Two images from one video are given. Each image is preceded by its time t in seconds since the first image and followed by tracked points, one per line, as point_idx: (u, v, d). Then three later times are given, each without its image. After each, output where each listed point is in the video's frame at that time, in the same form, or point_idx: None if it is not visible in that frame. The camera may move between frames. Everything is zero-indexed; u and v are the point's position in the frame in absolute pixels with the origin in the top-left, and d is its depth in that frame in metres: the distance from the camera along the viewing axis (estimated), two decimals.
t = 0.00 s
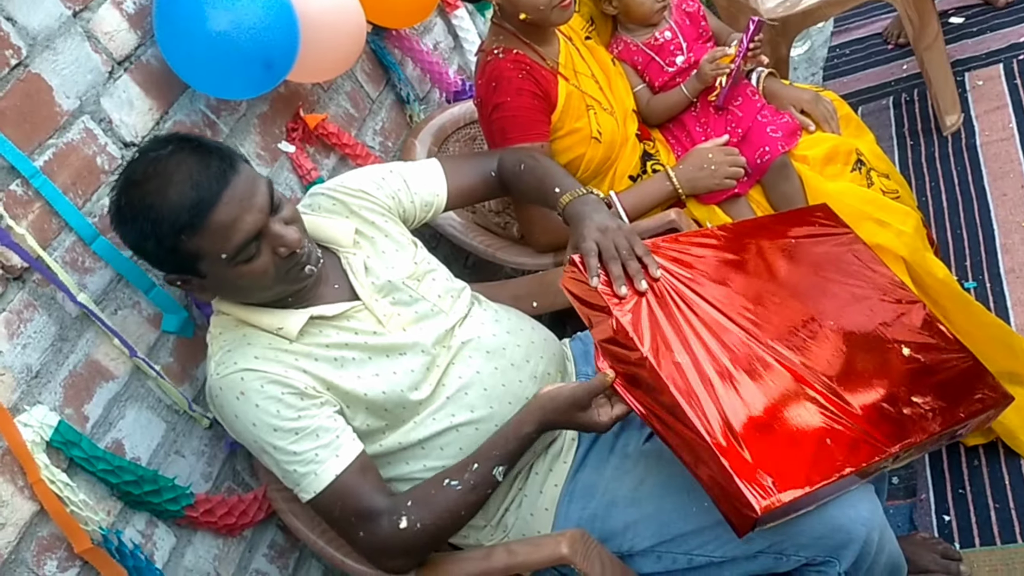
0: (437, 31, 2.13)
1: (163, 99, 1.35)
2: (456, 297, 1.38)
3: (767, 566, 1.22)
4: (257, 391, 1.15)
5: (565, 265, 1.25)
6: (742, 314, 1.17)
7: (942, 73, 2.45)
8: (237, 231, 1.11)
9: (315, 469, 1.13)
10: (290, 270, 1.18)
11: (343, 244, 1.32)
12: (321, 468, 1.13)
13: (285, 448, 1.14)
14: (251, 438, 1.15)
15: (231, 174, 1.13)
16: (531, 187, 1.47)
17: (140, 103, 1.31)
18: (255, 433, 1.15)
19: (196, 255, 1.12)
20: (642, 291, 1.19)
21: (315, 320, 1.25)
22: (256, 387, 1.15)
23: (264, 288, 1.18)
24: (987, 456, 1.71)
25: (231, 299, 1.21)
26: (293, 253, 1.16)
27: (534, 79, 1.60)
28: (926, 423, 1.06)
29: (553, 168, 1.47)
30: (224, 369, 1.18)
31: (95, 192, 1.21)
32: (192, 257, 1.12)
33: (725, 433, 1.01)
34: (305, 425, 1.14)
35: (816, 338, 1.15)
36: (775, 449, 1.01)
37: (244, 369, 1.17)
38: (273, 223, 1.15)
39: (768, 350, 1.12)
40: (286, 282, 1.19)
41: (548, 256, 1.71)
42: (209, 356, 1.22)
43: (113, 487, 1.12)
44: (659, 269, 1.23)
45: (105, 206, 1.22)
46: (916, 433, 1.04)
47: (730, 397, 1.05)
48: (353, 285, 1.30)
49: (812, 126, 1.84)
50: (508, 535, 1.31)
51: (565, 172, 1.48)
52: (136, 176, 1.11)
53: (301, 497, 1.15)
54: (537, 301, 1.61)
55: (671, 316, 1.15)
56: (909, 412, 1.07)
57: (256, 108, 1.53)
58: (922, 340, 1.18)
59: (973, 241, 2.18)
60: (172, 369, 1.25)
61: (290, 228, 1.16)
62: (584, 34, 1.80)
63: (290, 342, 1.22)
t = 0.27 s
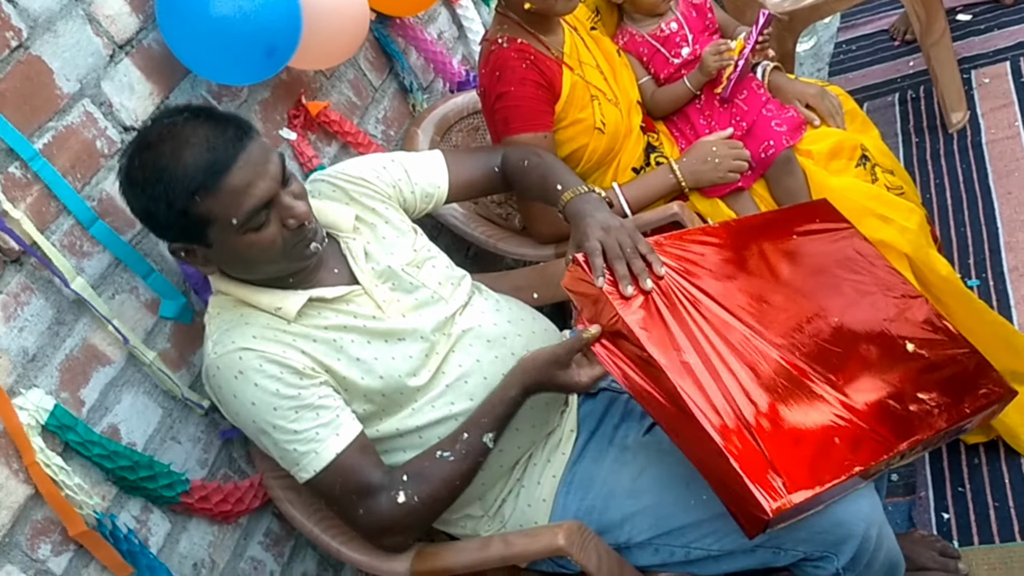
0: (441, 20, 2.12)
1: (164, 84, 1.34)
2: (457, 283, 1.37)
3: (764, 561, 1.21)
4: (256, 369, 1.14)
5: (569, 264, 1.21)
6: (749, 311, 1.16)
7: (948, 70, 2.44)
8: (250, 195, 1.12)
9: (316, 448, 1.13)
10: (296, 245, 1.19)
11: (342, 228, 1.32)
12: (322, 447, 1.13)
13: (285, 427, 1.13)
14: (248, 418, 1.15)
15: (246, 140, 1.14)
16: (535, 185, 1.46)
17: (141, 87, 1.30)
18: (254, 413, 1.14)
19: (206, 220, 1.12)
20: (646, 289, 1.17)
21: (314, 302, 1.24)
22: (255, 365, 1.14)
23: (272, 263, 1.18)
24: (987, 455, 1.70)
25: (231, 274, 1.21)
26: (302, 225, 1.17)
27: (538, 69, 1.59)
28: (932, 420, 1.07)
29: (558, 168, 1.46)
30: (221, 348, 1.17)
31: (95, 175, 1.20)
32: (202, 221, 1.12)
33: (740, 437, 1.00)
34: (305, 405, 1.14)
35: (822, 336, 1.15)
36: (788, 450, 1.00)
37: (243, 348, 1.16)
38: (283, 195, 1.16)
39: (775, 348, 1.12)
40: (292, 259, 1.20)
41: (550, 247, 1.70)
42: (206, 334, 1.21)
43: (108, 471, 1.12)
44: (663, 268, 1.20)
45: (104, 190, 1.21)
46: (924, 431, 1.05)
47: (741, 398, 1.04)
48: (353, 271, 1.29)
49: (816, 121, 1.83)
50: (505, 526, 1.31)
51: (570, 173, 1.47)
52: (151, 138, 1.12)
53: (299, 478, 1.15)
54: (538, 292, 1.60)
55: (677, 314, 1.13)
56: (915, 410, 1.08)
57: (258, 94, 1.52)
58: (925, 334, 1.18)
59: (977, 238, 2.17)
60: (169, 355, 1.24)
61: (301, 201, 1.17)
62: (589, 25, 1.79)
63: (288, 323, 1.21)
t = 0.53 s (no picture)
0: (445, 8, 2.11)
1: (166, 63, 1.34)
2: (453, 276, 1.37)
3: (755, 552, 1.22)
4: (239, 338, 1.14)
5: (591, 271, 1.22)
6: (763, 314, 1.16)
7: (951, 71, 2.44)
8: (254, 158, 1.12)
9: (291, 423, 1.13)
10: (297, 219, 1.18)
11: (346, 210, 1.31)
12: (299, 422, 1.13)
13: (263, 398, 1.13)
14: (228, 387, 1.15)
15: (254, 104, 1.15)
16: (547, 183, 1.45)
17: (143, 66, 1.30)
18: (234, 381, 1.14)
19: (207, 180, 1.12)
20: (669, 295, 1.17)
21: (307, 279, 1.24)
22: (238, 333, 1.14)
23: (274, 234, 1.18)
24: (979, 455, 1.71)
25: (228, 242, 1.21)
26: (303, 194, 1.17)
27: (542, 58, 1.58)
28: (948, 419, 1.07)
29: (572, 169, 1.44)
30: (207, 316, 1.17)
31: (94, 153, 1.20)
32: (204, 181, 1.12)
33: (768, 446, 1.02)
34: (284, 378, 1.14)
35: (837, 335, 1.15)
36: (815, 457, 1.02)
37: (228, 316, 1.16)
38: (287, 164, 1.17)
39: (796, 347, 1.13)
40: (294, 233, 1.20)
41: (549, 237, 1.69)
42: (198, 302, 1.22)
43: (101, 448, 1.12)
44: (681, 272, 1.21)
45: (103, 167, 1.21)
46: (941, 427, 1.06)
47: (759, 406, 1.05)
48: (349, 252, 1.30)
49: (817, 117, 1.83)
50: (496, 513, 1.32)
51: (582, 173, 1.45)
52: (161, 96, 1.14)
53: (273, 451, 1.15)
54: (535, 283, 1.60)
55: (702, 320, 1.14)
56: (931, 407, 1.08)
57: (261, 76, 1.52)
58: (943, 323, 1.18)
59: (975, 240, 2.17)
60: (165, 335, 1.24)
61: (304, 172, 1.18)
62: (594, 16, 1.79)
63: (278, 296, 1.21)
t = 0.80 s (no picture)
0: None
1: (171, 41, 1.34)
2: (456, 257, 1.37)
3: (749, 543, 1.23)
4: (246, 313, 1.14)
5: (586, 270, 1.18)
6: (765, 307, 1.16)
7: (960, 65, 2.43)
8: (264, 129, 1.13)
9: (297, 398, 1.13)
10: (304, 192, 1.19)
11: (349, 189, 1.32)
12: (305, 396, 1.13)
13: (270, 373, 1.13)
14: (233, 362, 1.15)
15: (267, 77, 1.16)
16: (546, 175, 1.44)
17: (148, 43, 1.30)
18: (240, 356, 1.14)
19: (217, 149, 1.12)
20: (666, 292, 1.15)
21: (313, 256, 1.24)
22: (246, 307, 1.14)
23: (279, 207, 1.19)
24: (977, 451, 1.71)
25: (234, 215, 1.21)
26: (310, 169, 1.17)
27: (548, 44, 1.58)
28: (948, 410, 1.08)
29: (572, 164, 1.42)
30: (213, 290, 1.16)
31: (98, 129, 1.20)
32: (213, 150, 1.12)
33: (764, 445, 1.00)
34: (292, 354, 1.14)
35: (837, 329, 1.15)
36: (810, 456, 1.01)
37: (234, 290, 1.15)
38: (295, 138, 1.17)
39: (793, 346, 1.12)
40: (300, 208, 1.20)
41: (552, 224, 1.69)
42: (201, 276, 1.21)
43: (100, 425, 1.12)
44: (679, 268, 1.19)
45: (107, 144, 1.21)
46: (941, 421, 1.07)
47: (763, 401, 1.04)
48: (354, 232, 1.30)
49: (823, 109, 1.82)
50: (493, 498, 1.32)
51: (582, 169, 1.43)
52: (175, 64, 1.14)
53: (275, 425, 1.15)
54: (536, 270, 1.60)
55: (699, 316, 1.12)
56: (931, 400, 1.09)
57: (267, 56, 1.52)
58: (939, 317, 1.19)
59: (979, 236, 2.17)
60: (166, 314, 1.24)
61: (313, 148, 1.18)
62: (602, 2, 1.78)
63: (284, 272, 1.21)
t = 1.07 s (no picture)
0: None
1: (169, 37, 1.33)
2: (456, 252, 1.37)
3: (746, 543, 1.22)
4: (246, 304, 1.13)
5: (571, 286, 1.18)
6: (757, 312, 1.16)
7: (961, 63, 2.42)
8: (273, 119, 1.12)
9: (290, 395, 1.13)
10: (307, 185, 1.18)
11: (347, 182, 1.31)
12: (297, 394, 1.13)
13: (266, 367, 1.13)
14: (230, 353, 1.14)
15: (278, 68, 1.15)
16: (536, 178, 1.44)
17: (146, 40, 1.29)
18: (238, 349, 1.13)
19: (226, 137, 1.11)
20: (652, 303, 1.15)
21: (314, 247, 1.23)
22: (245, 299, 1.14)
23: (283, 198, 1.18)
24: (976, 451, 1.71)
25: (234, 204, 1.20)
26: (316, 162, 1.17)
27: (548, 41, 1.57)
28: (946, 404, 1.08)
29: (562, 171, 1.43)
30: (213, 280, 1.16)
31: (96, 126, 1.20)
32: (221, 138, 1.11)
33: (754, 449, 1.00)
34: (288, 349, 1.14)
35: (830, 331, 1.15)
36: (801, 457, 1.00)
37: (235, 281, 1.15)
38: (302, 131, 1.16)
39: (781, 350, 1.12)
40: (302, 202, 1.20)
41: (550, 222, 1.67)
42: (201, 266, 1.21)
43: (97, 423, 1.12)
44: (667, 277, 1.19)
45: (104, 141, 1.21)
46: (941, 415, 1.07)
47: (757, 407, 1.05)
48: (353, 225, 1.29)
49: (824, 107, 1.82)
50: (490, 496, 1.32)
51: (572, 175, 1.44)
52: (187, 50, 1.13)
53: (266, 418, 1.15)
54: (536, 267, 1.60)
55: (686, 326, 1.12)
56: (930, 395, 1.09)
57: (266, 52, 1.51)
58: (935, 313, 1.19)
59: (979, 235, 2.16)
60: (164, 311, 1.24)
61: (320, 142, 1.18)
62: None
63: (285, 263, 1.21)
